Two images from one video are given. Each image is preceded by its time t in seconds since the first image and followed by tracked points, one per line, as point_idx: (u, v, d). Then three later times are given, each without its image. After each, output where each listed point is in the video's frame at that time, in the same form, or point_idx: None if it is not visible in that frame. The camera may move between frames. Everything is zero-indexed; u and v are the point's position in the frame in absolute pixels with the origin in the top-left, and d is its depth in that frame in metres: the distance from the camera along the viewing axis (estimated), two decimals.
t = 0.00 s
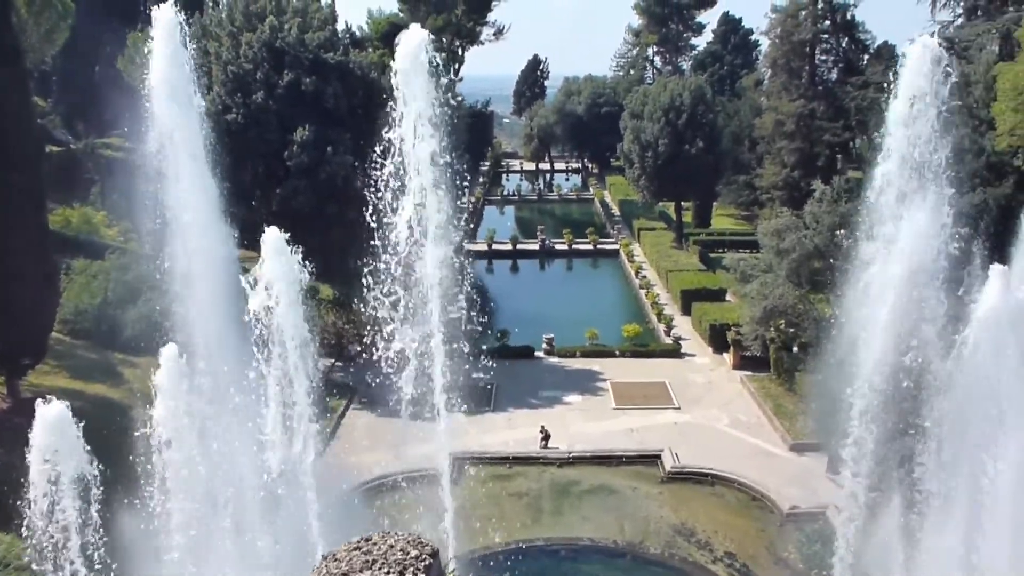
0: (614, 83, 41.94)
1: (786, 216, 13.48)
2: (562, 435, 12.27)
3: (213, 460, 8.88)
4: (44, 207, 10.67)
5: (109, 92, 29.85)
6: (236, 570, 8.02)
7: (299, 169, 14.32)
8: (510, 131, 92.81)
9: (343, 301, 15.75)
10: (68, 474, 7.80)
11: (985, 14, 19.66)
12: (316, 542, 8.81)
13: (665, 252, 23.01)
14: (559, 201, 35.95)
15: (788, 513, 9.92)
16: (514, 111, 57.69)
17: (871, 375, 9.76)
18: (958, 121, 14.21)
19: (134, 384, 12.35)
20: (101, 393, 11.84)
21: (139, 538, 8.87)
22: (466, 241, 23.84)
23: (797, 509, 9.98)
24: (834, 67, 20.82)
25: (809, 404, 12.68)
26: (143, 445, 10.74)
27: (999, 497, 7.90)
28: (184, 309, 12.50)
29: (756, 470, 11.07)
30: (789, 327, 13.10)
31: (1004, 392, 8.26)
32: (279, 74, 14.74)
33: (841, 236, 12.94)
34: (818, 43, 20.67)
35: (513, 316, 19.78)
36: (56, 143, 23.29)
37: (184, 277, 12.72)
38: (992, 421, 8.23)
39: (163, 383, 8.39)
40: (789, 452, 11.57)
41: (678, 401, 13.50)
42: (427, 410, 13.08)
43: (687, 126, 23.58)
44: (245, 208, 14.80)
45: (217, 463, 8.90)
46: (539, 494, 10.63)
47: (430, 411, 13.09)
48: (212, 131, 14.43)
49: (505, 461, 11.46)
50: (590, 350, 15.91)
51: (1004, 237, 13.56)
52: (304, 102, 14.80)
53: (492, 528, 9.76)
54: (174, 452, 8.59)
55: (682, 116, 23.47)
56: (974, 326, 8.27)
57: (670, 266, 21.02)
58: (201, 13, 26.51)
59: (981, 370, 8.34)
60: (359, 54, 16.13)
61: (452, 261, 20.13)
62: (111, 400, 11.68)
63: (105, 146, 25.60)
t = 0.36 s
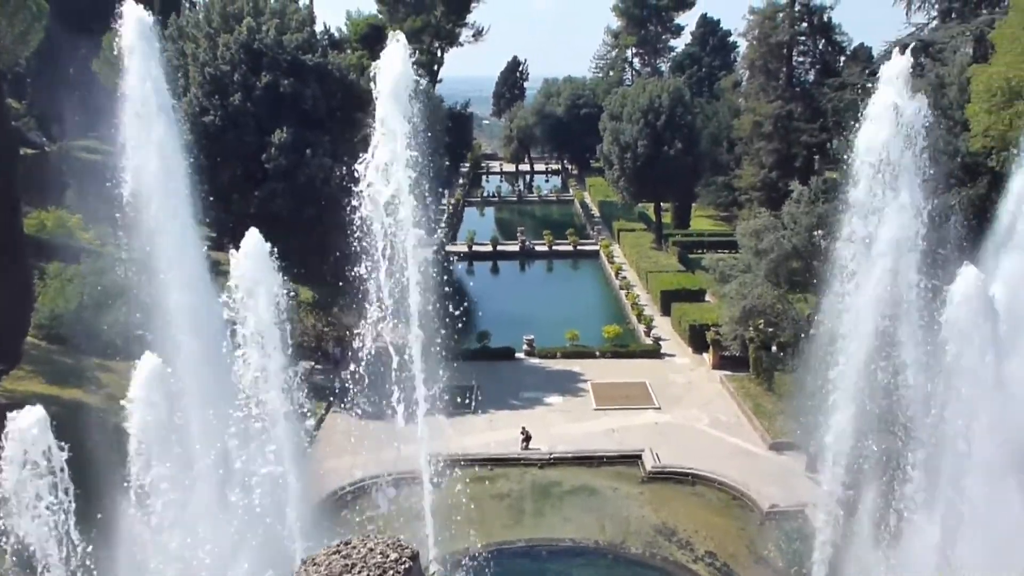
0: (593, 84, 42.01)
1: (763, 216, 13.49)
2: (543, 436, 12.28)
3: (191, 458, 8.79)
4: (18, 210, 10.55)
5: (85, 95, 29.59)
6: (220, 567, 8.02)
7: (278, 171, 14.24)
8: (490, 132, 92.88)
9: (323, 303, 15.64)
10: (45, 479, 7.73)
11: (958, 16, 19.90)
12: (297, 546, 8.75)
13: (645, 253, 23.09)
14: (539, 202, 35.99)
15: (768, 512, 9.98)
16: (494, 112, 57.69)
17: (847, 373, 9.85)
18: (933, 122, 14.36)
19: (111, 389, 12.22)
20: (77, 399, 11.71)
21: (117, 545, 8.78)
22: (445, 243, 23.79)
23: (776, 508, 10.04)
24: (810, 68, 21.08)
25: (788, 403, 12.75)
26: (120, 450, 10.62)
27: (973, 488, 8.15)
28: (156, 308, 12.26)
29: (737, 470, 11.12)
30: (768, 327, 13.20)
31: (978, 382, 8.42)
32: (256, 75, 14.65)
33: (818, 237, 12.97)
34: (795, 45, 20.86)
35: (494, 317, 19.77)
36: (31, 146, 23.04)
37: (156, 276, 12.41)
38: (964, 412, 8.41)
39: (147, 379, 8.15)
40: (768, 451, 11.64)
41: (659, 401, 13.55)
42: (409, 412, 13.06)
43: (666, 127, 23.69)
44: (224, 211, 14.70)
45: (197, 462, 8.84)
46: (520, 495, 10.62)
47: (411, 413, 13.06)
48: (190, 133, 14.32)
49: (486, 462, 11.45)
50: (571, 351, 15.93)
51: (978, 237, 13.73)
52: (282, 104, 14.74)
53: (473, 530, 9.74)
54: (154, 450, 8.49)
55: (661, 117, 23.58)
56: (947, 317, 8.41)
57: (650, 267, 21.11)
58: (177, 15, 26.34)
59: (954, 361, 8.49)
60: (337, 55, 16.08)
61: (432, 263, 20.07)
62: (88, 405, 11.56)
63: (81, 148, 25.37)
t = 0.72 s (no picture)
0: (569, 85, 42.08)
1: (738, 216, 13.56)
2: (521, 437, 12.26)
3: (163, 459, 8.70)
4: None
5: (54, 97, 29.10)
6: (201, 568, 8.00)
7: (252, 173, 14.12)
8: (466, 133, 92.82)
9: (298, 307, 15.51)
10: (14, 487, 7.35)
11: (928, 18, 20.17)
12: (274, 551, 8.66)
13: (622, 253, 23.15)
14: (515, 203, 35.99)
15: (745, 510, 10.02)
16: (470, 113, 57.64)
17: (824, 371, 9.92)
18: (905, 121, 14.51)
19: (83, 395, 12.04)
20: (48, 405, 11.52)
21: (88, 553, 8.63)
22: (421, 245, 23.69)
23: (754, 506, 10.09)
24: (784, 69, 21.31)
25: (765, 402, 12.83)
26: (91, 456, 10.45)
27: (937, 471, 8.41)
28: (129, 311, 12.07)
29: (714, 469, 11.16)
30: (744, 327, 13.32)
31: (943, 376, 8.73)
32: (230, 77, 14.51)
33: (793, 236, 12.96)
34: (769, 46, 21.13)
35: (471, 319, 19.72)
36: None
37: (127, 281, 12.22)
38: (932, 401, 8.70)
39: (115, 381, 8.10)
40: (745, 450, 11.70)
41: (636, 401, 13.58)
42: (386, 415, 12.98)
43: (641, 128, 23.76)
44: (197, 214, 14.54)
45: (171, 465, 8.77)
46: (499, 497, 10.60)
47: (389, 416, 12.99)
48: (162, 136, 14.15)
49: (465, 464, 11.41)
50: (549, 352, 15.91)
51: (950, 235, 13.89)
52: (256, 106, 14.61)
53: (452, 532, 9.69)
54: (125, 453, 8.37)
55: (637, 118, 23.66)
56: (918, 315, 8.58)
57: (626, 268, 21.18)
58: (148, 15, 26.03)
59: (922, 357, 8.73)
60: (311, 56, 15.97)
61: (408, 265, 19.98)
62: (59, 412, 11.38)
63: (51, 151, 25.01)
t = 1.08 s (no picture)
0: (543, 85, 42.15)
1: (712, 217, 13.70)
2: (496, 438, 12.25)
3: (133, 466, 8.56)
4: None
5: (22, 96, 28.70)
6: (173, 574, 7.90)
7: (224, 174, 13.99)
8: (440, 135, 92.70)
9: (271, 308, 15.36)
10: None
11: (897, 21, 20.46)
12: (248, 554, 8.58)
13: (596, 254, 23.21)
14: (490, 204, 35.98)
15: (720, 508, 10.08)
16: (444, 114, 57.60)
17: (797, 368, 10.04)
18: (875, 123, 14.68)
19: (52, 399, 11.86)
20: (16, 410, 11.34)
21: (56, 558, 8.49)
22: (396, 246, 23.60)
23: (728, 505, 10.15)
24: (756, 70, 21.61)
25: (739, 401, 12.91)
26: (60, 461, 10.28)
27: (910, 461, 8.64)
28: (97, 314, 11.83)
29: (688, 468, 11.21)
30: (718, 327, 13.38)
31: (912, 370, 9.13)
32: (202, 77, 14.37)
33: (766, 237, 13.11)
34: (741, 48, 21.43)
35: (446, 320, 19.67)
36: None
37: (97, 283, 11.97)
38: (901, 396, 9.07)
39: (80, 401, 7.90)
40: (719, 449, 11.77)
41: (611, 401, 13.62)
42: (361, 417, 12.89)
43: (615, 129, 23.85)
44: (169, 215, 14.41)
45: (142, 471, 8.65)
46: (475, 498, 10.58)
47: (362, 417, 12.90)
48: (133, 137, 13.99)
49: (440, 466, 11.38)
50: (524, 353, 15.92)
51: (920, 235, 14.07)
52: (228, 106, 14.49)
53: (427, 535, 9.65)
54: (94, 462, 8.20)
55: (611, 119, 23.74)
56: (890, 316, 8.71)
57: (602, 268, 21.25)
58: (118, 15, 25.75)
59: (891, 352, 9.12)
60: (284, 57, 15.88)
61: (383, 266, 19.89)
62: (28, 416, 11.20)
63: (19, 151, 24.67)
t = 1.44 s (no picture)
0: (523, 87, 42.17)
1: (692, 216, 13.57)
2: (479, 440, 12.24)
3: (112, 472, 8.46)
4: None
5: None
6: None
7: (202, 177, 13.90)
8: (420, 136, 92.53)
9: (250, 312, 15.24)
10: None
11: (874, 22, 20.65)
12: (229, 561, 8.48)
13: (577, 255, 23.26)
14: (471, 206, 35.96)
15: (702, 508, 10.12)
16: (423, 115, 57.48)
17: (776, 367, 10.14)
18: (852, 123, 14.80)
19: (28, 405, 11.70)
20: None
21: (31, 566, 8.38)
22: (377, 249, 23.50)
23: (710, 504, 10.19)
24: (735, 72, 21.63)
25: (719, 400, 12.98)
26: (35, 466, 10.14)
27: (890, 456, 8.69)
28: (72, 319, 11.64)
29: (670, 468, 11.25)
30: (699, 326, 13.62)
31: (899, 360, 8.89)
32: (179, 79, 14.25)
33: (746, 237, 12.88)
34: (720, 49, 21.56)
35: (427, 323, 19.63)
36: None
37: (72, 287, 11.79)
38: (886, 385, 8.88)
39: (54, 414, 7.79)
40: (701, 448, 11.82)
41: (593, 402, 13.65)
42: (342, 419, 12.82)
43: (595, 130, 23.92)
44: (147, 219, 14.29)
45: (120, 477, 8.55)
46: (457, 500, 10.56)
47: (343, 420, 12.83)
48: (110, 140, 13.84)
49: (423, 468, 11.35)
50: (506, 354, 15.91)
51: (897, 234, 14.21)
52: (206, 108, 14.38)
53: (410, 538, 9.62)
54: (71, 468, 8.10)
55: (591, 121, 23.81)
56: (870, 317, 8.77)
57: (582, 269, 21.29)
58: (94, 16, 25.49)
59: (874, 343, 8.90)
60: (263, 58, 15.81)
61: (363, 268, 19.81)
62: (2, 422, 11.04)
63: None
